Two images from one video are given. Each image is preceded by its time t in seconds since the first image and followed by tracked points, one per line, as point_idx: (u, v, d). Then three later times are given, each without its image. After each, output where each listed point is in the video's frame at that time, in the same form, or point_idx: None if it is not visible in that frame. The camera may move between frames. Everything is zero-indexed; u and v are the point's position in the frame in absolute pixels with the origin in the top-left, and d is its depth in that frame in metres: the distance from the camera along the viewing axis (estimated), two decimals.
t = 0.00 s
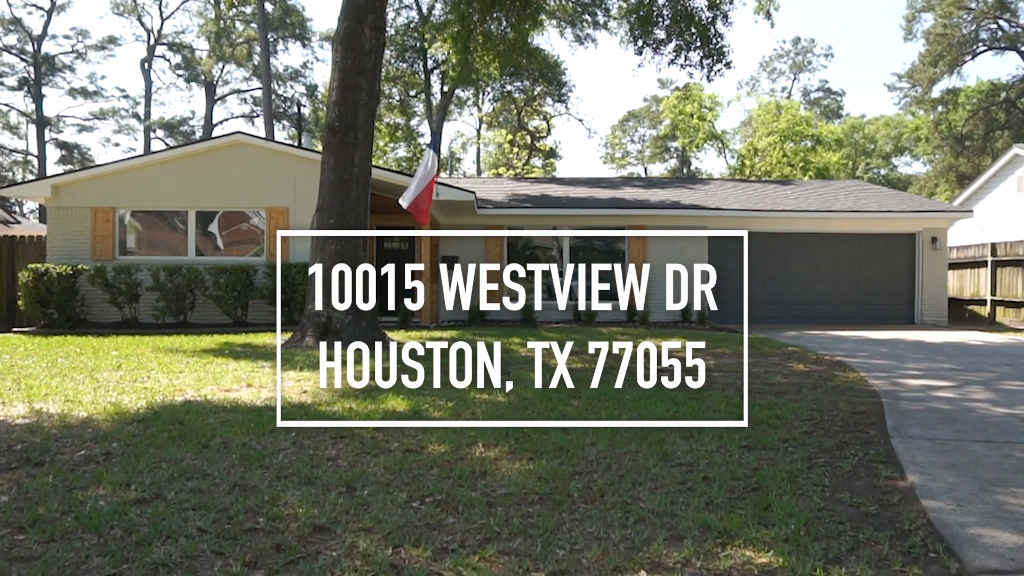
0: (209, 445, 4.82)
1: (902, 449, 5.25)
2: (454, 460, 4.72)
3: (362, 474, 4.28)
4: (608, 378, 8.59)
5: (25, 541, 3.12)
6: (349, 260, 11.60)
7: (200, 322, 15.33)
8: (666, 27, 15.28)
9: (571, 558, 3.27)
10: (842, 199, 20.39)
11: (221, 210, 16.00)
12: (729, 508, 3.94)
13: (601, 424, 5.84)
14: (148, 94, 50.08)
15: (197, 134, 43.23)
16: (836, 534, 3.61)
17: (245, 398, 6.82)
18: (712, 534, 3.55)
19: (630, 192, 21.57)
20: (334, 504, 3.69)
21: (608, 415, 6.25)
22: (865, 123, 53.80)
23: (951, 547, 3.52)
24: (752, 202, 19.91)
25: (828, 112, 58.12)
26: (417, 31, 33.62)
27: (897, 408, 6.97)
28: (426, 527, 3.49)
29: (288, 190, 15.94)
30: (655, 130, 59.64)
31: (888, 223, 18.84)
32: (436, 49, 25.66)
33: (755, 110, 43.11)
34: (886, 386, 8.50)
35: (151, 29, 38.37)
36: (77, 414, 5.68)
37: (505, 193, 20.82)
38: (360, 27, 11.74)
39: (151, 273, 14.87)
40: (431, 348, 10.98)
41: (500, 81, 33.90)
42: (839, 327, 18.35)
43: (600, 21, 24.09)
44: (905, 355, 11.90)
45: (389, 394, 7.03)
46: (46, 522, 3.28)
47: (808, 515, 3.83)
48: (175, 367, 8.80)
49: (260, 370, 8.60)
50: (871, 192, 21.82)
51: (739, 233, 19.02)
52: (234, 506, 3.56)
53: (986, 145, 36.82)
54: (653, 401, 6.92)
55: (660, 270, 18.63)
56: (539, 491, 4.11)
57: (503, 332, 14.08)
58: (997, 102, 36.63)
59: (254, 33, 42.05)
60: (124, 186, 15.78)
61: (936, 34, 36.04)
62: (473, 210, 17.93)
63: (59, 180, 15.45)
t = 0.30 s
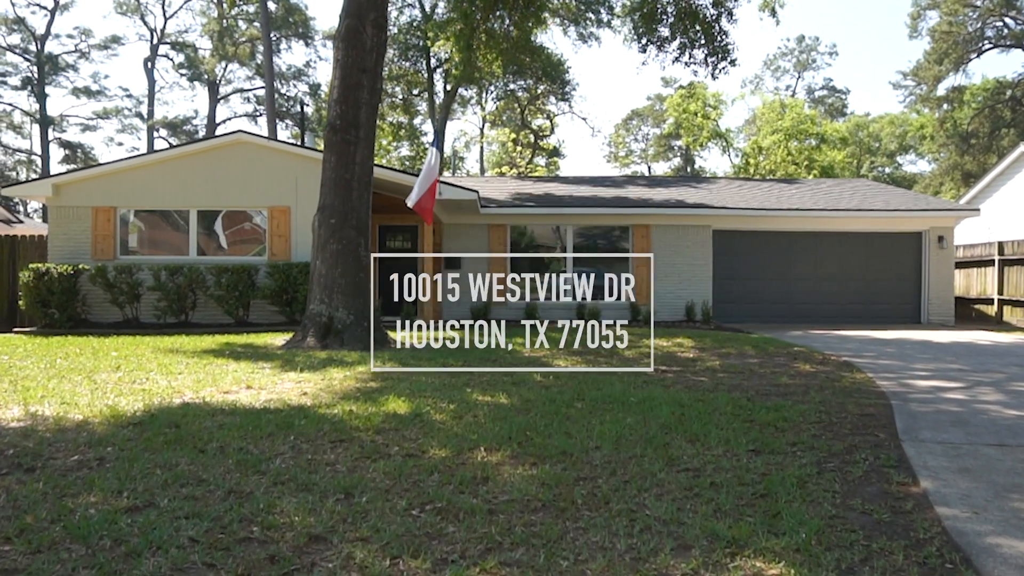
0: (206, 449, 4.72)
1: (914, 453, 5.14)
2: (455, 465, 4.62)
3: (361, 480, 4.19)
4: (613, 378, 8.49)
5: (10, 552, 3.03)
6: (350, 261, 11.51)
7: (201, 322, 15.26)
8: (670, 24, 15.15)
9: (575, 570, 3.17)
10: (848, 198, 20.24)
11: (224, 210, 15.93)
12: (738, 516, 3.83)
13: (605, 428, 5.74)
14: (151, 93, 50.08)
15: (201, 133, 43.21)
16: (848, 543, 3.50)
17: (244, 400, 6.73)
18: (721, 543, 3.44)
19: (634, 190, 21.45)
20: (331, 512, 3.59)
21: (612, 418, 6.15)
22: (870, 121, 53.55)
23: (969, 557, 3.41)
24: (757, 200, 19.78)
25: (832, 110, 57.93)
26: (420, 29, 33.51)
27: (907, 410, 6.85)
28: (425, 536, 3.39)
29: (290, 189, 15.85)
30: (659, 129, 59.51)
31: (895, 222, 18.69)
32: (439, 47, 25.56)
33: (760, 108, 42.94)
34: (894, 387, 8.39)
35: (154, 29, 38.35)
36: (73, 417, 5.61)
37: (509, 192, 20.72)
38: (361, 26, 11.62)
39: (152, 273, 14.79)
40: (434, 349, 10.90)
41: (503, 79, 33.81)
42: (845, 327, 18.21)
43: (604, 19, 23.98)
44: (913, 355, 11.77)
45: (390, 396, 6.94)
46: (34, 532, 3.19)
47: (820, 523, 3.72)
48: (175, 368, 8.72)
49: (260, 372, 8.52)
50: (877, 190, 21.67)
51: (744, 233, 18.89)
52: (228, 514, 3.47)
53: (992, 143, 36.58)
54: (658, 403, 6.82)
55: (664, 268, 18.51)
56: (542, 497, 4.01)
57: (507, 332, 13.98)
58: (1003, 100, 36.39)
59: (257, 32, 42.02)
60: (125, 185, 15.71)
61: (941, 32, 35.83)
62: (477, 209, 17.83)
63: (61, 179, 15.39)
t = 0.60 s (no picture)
0: (202, 454, 4.63)
1: (925, 458, 5.03)
2: (456, 471, 4.52)
3: (360, 487, 4.09)
4: (617, 380, 8.39)
5: None
6: (352, 260, 11.41)
7: (203, 322, 15.19)
8: (675, 22, 15.03)
9: None
10: (853, 196, 20.10)
11: (226, 209, 15.85)
12: (746, 525, 3.73)
13: (610, 433, 5.64)
14: (155, 92, 50.08)
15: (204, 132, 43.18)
16: (861, 554, 3.40)
17: (243, 402, 6.63)
18: (730, 554, 3.34)
19: (638, 189, 21.33)
20: (328, 521, 3.49)
21: (617, 421, 6.04)
22: (875, 119, 53.34)
23: (986, 569, 3.31)
24: (761, 199, 19.65)
25: (837, 108, 57.73)
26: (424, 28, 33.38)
27: (917, 413, 6.73)
28: (425, 547, 3.29)
29: (292, 188, 15.76)
30: (663, 127, 59.39)
31: (901, 220, 18.55)
32: (442, 45, 25.44)
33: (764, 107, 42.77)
34: (903, 388, 8.28)
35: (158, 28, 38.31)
36: (69, 419, 5.52)
37: (512, 190, 20.61)
38: (364, 23, 11.53)
39: (154, 272, 14.71)
40: (437, 349, 10.81)
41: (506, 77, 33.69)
42: (851, 327, 18.07)
43: (608, 17, 23.87)
44: (920, 356, 11.65)
45: (391, 398, 6.84)
46: (21, 543, 3.10)
47: (831, 532, 3.61)
48: (174, 369, 8.63)
49: (261, 373, 8.43)
50: (882, 188, 21.52)
51: (749, 231, 18.76)
52: (222, 524, 3.37)
53: (998, 141, 36.35)
54: (663, 406, 6.71)
55: (669, 267, 18.38)
56: (545, 505, 3.91)
57: (510, 332, 13.87)
58: (1010, 97, 36.13)
59: (260, 31, 41.95)
60: (127, 185, 15.65)
61: (947, 29, 35.64)
62: (480, 208, 17.72)
63: (62, 179, 15.32)
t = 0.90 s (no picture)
0: (181, 474, 4.23)
1: (978, 479, 4.56)
2: (458, 494, 4.10)
3: (350, 514, 3.68)
4: (635, 387, 7.95)
5: None
6: (360, 260, 11.03)
7: (212, 324, 14.88)
8: (694, 14, 14.53)
9: None
10: (878, 194, 19.50)
11: (235, 208, 15.54)
12: (784, 562, 3.28)
13: (628, 448, 5.19)
14: (171, 93, 50.12)
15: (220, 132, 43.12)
16: None
17: (237, 412, 6.24)
18: None
19: (657, 187, 20.83)
20: (309, 557, 3.10)
21: (635, 434, 5.60)
22: (896, 117, 52.43)
23: None
24: (783, 197, 19.10)
25: (858, 106, 56.82)
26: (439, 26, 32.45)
27: (961, 424, 6.23)
28: None
29: (301, 187, 15.42)
30: (681, 126, 58.79)
31: (929, 218, 17.94)
32: (455, 42, 25.05)
33: (784, 104, 42.08)
34: (941, 396, 7.78)
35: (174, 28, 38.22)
36: (47, 433, 5.15)
37: (527, 189, 20.19)
38: (372, 15, 11.14)
39: (161, 274, 14.40)
40: (447, 353, 10.40)
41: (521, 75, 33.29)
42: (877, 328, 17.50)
43: (624, 12, 23.40)
44: (954, 360, 11.10)
45: (394, 408, 6.43)
46: None
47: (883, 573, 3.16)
48: (171, 375, 8.27)
49: (261, 380, 8.05)
50: (908, 185, 20.90)
51: (770, 230, 18.22)
52: (187, 564, 2.98)
53: None
54: (686, 417, 6.25)
55: (688, 267, 17.88)
56: (556, 537, 3.48)
57: (524, 334, 13.43)
58: None
59: (274, 30, 41.82)
60: (135, 184, 15.39)
61: (971, 24, 34.79)
62: (494, 207, 17.29)
63: (69, 178, 15.07)
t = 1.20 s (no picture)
0: (156, 496, 3.83)
1: None
2: (462, 522, 3.65)
3: (337, 549, 3.24)
4: (663, 393, 7.43)
5: None
6: (375, 259, 10.62)
7: (228, 325, 14.59)
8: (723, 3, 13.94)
9: None
10: (917, 188, 18.73)
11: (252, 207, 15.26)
12: None
13: (656, 465, 4.69)
14: (198, 93, 50.31)
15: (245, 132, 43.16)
16: None
17: (235, 421, 5.84)
18: None
19: (685, 184, 20.21)
20: None
21: (663, 448, 5.10)
22: (930, 110, 51.12)
23: None
24: (817, 192, 18.41)
25: (891, 99, 55.50)
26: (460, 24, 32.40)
27: None
28: None
29: (319, 185, 15.09)
30: (709, 122, 57.90)
31: (971, 214, 17.16)
32: (478, 37, 24.62)
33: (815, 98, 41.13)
34: (996, 404, 7.18)
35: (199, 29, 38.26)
36: (24, 445, 4.78)
37: (551, 185, 19.69)
38: (387, 5, 10.73)
39: (176, 273, 14.14)
40: (466, 356, 9.97)
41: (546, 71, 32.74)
42: (916, 329, 16.78)
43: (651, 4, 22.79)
44: (1004, 363, 10.44)
45: (403, 417, 6.00)
46: None
47: None
48: (175, 379, 7.91)
49: (266, 385, 7.66)
50: (948, 179, 20.08)
51: (804, 227, 17.55)
52: None
53: None
54: (718, 429, 5.73)
55: (718, 265, 17.28)
56: None
57: (547, 335, 12.95)
58: None
59: (298, 29, 41.69)
60: (152, 182, 15.16)
61: (1010, 13, 33.65)
62: (516, 204, 16.81)
63: (85, 176, 14.88)
